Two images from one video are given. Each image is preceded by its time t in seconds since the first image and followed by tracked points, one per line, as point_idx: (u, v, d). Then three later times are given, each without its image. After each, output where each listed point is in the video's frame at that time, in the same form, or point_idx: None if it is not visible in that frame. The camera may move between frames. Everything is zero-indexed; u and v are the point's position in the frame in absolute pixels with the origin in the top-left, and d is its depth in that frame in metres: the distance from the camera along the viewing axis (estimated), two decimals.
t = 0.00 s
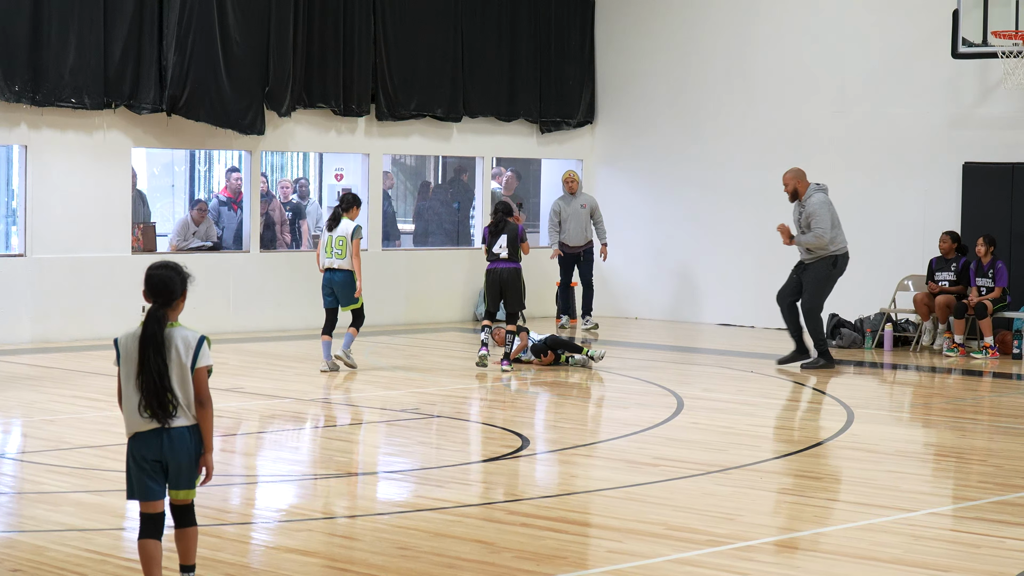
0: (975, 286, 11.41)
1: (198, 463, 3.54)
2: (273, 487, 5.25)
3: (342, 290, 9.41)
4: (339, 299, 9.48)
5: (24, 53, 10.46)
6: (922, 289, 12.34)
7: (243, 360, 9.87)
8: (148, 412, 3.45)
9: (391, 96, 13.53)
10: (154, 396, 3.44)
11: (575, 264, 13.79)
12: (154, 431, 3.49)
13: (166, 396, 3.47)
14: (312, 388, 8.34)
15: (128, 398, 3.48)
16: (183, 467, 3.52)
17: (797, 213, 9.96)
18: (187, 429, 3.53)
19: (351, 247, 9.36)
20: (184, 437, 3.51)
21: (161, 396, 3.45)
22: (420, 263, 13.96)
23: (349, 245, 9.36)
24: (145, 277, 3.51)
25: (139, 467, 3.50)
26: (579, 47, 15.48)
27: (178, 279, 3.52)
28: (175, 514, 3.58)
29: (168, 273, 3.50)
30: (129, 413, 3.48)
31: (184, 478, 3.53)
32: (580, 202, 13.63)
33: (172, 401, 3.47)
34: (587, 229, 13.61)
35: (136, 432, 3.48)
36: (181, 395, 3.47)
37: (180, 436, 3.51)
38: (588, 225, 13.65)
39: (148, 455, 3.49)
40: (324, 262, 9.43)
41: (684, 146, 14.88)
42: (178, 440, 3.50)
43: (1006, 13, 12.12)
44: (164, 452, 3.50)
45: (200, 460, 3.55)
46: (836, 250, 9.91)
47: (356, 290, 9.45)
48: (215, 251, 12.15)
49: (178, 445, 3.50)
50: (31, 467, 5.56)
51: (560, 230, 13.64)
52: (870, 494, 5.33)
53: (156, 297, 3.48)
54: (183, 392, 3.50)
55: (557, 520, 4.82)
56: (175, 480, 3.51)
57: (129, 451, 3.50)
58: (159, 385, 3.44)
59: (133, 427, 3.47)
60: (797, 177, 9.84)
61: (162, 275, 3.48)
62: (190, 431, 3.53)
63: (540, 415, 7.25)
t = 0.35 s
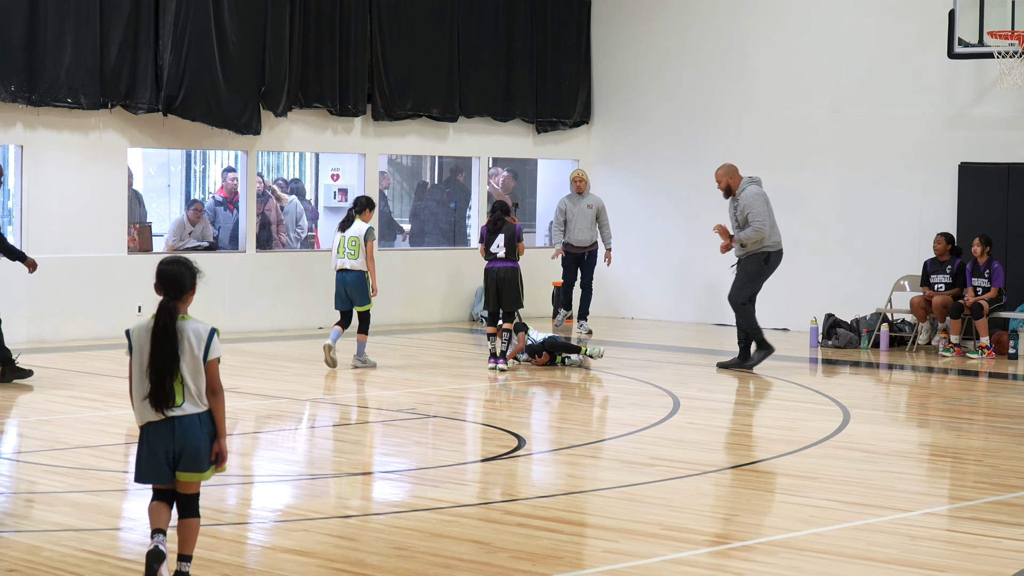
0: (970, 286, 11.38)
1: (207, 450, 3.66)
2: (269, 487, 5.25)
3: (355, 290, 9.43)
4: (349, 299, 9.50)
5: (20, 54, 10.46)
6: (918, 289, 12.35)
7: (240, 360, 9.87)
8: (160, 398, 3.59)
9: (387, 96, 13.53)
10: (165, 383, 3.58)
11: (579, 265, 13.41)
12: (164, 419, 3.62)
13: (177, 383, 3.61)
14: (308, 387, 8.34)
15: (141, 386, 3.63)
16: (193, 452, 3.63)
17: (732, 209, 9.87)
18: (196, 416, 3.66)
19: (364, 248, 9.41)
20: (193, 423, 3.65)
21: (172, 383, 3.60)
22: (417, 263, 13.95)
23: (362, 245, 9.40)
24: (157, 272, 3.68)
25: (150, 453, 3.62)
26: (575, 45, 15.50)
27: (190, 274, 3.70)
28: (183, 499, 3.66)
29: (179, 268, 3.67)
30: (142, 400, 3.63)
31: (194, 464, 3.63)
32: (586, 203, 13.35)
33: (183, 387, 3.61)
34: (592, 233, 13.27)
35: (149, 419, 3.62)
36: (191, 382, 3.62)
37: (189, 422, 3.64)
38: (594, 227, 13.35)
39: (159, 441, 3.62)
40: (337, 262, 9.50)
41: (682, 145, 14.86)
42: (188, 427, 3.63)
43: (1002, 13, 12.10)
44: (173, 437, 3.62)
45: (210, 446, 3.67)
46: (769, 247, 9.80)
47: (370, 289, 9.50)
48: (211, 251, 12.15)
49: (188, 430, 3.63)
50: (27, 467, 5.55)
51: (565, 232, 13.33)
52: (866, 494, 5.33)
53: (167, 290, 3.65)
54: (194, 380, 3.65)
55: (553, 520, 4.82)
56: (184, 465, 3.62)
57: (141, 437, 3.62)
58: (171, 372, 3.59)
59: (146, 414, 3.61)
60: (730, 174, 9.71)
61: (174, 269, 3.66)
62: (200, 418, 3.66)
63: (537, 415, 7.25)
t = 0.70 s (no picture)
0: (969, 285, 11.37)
1: (211, 439, 3.76)
2: (267, 487, 5.24)
3: (354, 287, 9.44)
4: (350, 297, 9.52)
5: (18, 53, 10.45)
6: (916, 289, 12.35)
7: (238, 359, 9.86)
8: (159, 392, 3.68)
9: (385, 96, 13.53)
10: (165, 378, 3.67)
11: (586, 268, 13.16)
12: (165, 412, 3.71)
13: (177, 378, 3.69)
14: (307, 387, 8.34)
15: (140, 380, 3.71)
16: (196, 444, 3.72)
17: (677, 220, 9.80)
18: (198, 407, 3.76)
19: (360, 245, 9.43)
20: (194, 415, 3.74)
21: (170, 377, 3.68)
22: (415, 262, 13.96)
23: (358, 242, 9.43)
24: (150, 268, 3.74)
25: (152, 447, 3.72)
26: (573, 45, 15.52)
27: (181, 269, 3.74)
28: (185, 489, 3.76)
29: (167, 264, 3.72)
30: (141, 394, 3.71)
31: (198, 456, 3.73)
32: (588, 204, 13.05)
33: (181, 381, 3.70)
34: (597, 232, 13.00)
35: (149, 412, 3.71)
36: (189, 376, 3.70)
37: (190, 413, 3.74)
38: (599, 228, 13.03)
39: (162, 434, 3.71)
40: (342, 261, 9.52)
41: (680, 145, 14.87)
42: (190, 419, 3.73)
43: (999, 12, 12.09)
44: (175, 430, 3.71)
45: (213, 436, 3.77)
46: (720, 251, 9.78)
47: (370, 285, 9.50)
48: (209, 249, 12.16)
49: (190, 423, 3.73)
50: (24, 467, 5.54)
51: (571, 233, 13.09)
52: (865, 493, 5.32)
53: (161, 286, 3.71)
54: (192, 373, 3.73)
55: (552, 519, 4.81)
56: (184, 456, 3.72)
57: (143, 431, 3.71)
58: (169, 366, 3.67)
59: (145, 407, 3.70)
60: (671, 190, 9.65)
61: (165, 266, 3.71)
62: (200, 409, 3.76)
63: (536, 415, 7.24)
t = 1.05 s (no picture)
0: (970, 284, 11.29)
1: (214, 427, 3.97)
2: (269, 485, 5.24)
3: (340, 284, 9.49)
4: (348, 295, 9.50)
5: (20, 51, 10.45)
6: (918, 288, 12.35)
7: (241, 358, 9.86)
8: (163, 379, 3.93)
9: (387, 94, 13.52)
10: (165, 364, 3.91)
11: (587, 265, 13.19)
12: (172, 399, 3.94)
13: (178, 365, 3.93)
14: (309, 385, 8.34)
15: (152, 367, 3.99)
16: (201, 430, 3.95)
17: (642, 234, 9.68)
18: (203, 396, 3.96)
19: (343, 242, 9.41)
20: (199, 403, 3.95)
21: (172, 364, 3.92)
22: (417, 261, 13.95)
23: (341, 240, 9.40)
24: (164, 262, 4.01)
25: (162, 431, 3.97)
26: (574, 43, 15.51)
27: (190, 264, 3.97)
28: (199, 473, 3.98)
29: (177, 259, 3.96)
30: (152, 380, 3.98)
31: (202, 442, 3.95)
32: (592, 201, 13.01)
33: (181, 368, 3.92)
34: (599, 232, 12.98)
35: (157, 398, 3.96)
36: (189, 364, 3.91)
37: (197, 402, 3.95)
38: (601, 225, 12.98)
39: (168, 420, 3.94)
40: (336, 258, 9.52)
41: (681, 144, 14.88)
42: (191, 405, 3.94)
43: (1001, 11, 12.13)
44: (183, 416, 3.94)
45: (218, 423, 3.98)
46: (695, 250, 9.74)
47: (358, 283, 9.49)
48: (212, 248, 12.16)
49: (195, 410, 3.95)
50: (27, 465, 5.54)
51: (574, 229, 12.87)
52: (866, 492, 5.33)
53: (168, 278, 3.95)
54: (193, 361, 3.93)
55: (554, 518, 4.81)
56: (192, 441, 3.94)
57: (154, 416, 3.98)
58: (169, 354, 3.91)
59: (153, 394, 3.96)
60: (631, 203, 9.48)
61: (175, 260, 3.95)
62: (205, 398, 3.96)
63: (538, 413, 7.24)
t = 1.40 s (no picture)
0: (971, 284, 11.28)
1: (238, 421, 4.13)
2: (270, 485, 5.25)
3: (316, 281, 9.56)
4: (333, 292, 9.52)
5: (21, 50, 10.45)
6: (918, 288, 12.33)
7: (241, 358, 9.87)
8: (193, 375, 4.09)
9: (387, 94, 13.53)
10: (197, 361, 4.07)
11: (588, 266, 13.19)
12: (198, 395, 4.12)
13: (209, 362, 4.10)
14: (309, 385, 8.35)
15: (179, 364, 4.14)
16: (229, 424, 4.11)
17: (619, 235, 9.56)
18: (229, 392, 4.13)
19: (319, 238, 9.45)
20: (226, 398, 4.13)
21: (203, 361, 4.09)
22: (417, 261, 13.95)
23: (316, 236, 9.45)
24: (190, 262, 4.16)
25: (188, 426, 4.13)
26: (574, 44, 15.51)
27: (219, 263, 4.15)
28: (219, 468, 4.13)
29: (207, 259, 4.11)
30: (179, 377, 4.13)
31: (227, 436, 4.11)
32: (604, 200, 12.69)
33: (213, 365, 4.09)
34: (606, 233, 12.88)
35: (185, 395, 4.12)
36: (220, 360, 4.09)
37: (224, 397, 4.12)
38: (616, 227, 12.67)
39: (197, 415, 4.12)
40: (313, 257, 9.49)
41: (681, 144, 14.89)
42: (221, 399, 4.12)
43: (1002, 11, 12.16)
44: (213, 410, 4.11)
45: (244, 416, 4.15)
46: (677, 241, 9.74)
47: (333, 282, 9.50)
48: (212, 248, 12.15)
49: (221, 405, 4.11)
50: (27, 465, 5.55)
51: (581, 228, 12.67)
52: (867, 492, 5.33)
53: (199, 278, 4.11)
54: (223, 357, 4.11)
55: (555, 518, 4.82)
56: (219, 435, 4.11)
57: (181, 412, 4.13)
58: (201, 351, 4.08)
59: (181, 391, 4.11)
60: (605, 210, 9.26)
61: (202, 259, 4.10)
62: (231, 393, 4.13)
63: (539, 413, 7.25)
